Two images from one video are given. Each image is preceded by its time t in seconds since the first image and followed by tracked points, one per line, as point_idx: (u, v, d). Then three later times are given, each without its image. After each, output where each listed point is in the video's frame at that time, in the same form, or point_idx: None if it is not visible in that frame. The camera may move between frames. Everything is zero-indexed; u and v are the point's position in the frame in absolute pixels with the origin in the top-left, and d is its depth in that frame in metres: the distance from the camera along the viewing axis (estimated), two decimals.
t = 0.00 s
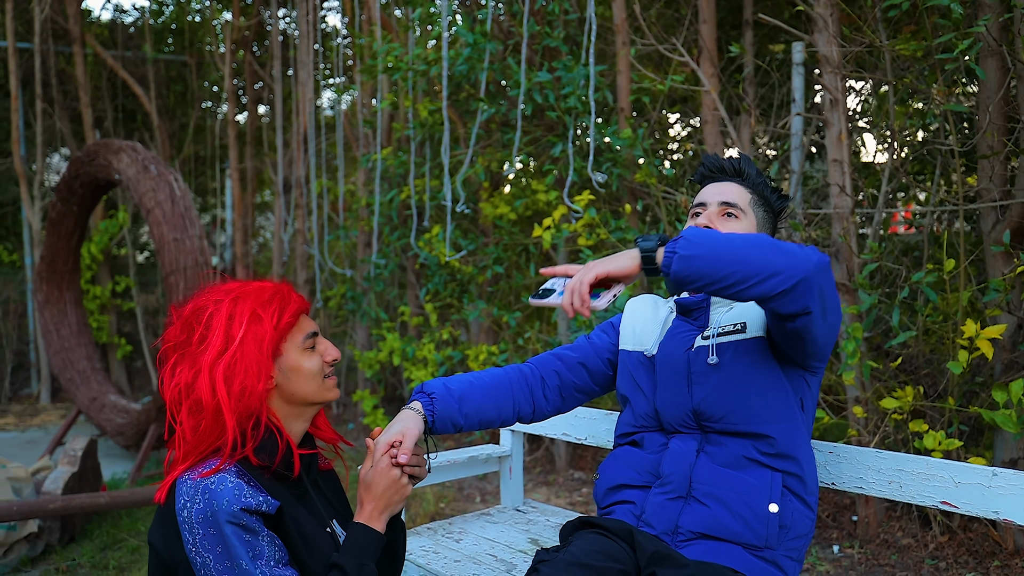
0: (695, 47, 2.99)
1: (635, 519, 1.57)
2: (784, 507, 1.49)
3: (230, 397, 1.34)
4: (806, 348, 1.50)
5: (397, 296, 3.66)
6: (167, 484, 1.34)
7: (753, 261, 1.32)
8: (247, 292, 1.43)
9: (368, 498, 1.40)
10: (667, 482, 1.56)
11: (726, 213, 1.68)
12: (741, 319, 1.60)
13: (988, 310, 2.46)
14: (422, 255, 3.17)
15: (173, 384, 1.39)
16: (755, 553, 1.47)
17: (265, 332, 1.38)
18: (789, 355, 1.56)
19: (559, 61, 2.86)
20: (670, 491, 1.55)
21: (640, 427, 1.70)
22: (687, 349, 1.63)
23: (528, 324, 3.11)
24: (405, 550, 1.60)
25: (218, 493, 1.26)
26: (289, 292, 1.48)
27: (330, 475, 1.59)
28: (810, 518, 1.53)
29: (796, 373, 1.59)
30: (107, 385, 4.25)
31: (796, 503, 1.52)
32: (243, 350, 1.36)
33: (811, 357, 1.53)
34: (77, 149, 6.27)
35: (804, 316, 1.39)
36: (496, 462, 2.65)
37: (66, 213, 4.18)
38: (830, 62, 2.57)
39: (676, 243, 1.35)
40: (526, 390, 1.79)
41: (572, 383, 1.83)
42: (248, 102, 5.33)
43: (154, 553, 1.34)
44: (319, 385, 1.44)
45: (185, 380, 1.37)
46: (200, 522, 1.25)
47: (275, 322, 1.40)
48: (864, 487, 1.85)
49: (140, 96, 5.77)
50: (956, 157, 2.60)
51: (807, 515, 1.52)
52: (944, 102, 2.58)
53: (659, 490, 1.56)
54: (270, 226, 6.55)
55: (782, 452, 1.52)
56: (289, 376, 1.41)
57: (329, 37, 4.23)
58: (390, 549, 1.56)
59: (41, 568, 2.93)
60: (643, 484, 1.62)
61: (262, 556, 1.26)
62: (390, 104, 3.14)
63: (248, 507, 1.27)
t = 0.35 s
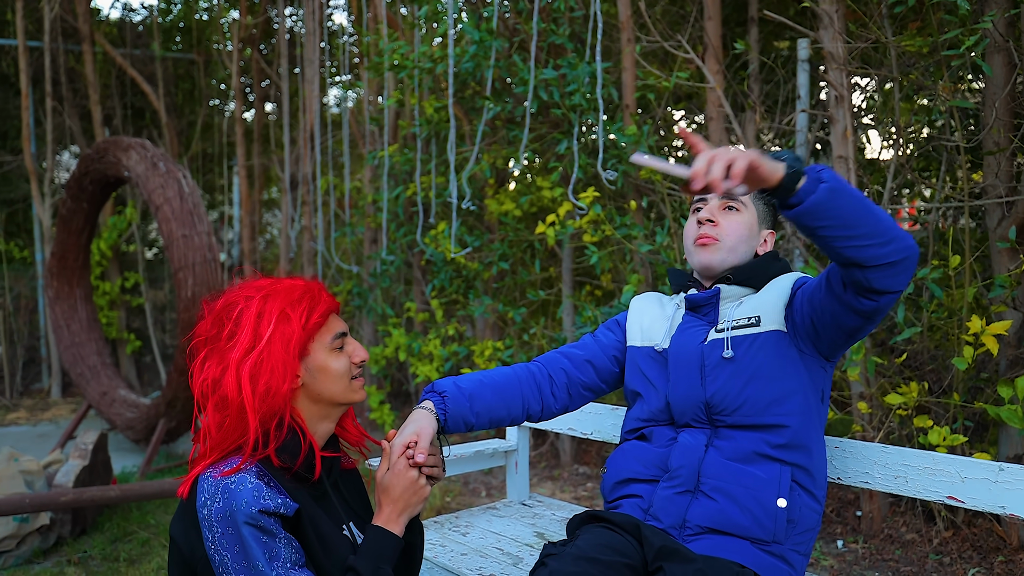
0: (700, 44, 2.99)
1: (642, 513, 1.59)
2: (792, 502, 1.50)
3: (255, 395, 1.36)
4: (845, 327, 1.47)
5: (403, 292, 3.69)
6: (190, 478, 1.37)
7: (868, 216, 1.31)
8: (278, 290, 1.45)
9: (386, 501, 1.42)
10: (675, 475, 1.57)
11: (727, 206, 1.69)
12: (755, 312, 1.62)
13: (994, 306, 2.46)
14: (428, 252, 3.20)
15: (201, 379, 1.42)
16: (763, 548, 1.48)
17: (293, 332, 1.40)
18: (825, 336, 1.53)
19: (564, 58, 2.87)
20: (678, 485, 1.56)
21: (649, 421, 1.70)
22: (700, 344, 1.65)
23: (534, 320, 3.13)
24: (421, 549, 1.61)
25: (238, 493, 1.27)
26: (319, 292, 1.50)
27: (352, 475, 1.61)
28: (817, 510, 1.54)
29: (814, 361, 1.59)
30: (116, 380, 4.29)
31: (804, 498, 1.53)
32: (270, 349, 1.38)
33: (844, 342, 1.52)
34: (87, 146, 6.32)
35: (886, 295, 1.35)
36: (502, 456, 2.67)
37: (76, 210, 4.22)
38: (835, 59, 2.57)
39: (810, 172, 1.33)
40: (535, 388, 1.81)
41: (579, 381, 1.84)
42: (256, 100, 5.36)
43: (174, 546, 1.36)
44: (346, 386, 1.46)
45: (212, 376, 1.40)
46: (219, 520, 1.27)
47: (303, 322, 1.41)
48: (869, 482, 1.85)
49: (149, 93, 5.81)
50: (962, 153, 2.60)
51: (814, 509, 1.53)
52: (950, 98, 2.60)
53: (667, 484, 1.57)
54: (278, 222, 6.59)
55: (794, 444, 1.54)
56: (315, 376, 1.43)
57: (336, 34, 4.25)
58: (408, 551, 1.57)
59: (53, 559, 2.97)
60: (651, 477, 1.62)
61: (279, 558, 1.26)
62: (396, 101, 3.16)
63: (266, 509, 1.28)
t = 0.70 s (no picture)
0: (707, 38, 2.98)
1: (652, 508, 1.59)
2: (805, 500, 1.50)
3: (250, 391, 1.36)
4: (875, 328, 1.47)
5: (409, 287, 3.69)
6: (187, 477, 1.37)
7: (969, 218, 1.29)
8: (272, 285, 1.45)
9: (387, 493, 1.42)
10: (688, 471, 1.56)
11: (740, 205, 1.69)
12: (776, 309, 1.61)
13: (1002, 302, 2.45)
14: (433, 247, 3.20)
15: (196, 375, 1.43)
16: (773, 545, 1.49)
17: (287, 327, 1.40)
18: (851, 335, 1.54)
19: (570, 53, 2.86)
20: (690, 480, 1.56)
21: (660, 415, 1.70)
22: (719, 338, 1.63)
23: (540, 316, 3.13)
24: (422, 541, 1.62)
25: (235, 492, 1.28)
26: (314, 285, 1.49)
27: (350, 465, 1.62)
28: (828, 508, 1.55)
29: (833, 360, 1.60)
30: (123, 374, 4.30)
31: (817, 496, 1.53)
32: (264, 345, 1.38)
33: (866, 344, 1.53)
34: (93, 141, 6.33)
35: (930, 301, 1.34)
36: (508, 451, 2.67)
37: (83, 205, 4.23)
38: (842, 53, 2.56)
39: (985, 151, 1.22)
40: (541, 379, 1.80)
41: (587, 373, 1.84)
42: (262, 95, 5.36)
43: (173, 545, 1.37)
44: (342, 379, 1.46)
45: (206, 371, 1.40)
46: (216, 520, 1.27)
47: (297, 317, 1.41)
48: (876, 477, 1.85)
49: (155, 88, 5.82)
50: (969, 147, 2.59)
51: (824, 506, 1.53)
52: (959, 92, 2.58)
53: (679, 479, 1.57)
54: (283, 218, 6.60)
55: (810, 441, 1.54)
56: (311, 371, 1.43)
57: (341, 29, 4.24)
58: (409, 544, 1.58)
59: (61, 552, 2.99)
60: (663, 472, 1.62)
61: (278, 556, 1.27)
62: (402, 96, 3.16)
63: (264, 508, 1.28)
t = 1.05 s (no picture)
0: (709, 37, 2.98)
1: (655, 507, 1.59)
2: (807, 498, 1.50)
3: (234, 387, 1.36)
4: (865, 310, 1.48)
5: (411, 285, 3.69)
6: (173, 475, 1.37)
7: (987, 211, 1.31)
8: (254, 280, 1.45)
9: (377, 486, 1.42)
10: (690, 470, 1.57)
11: (737, 208, 1.69)
12: (775, 304, 1.61)
13: (1002, 300, 2.45)
14: (435, 244, 3.20)
15: (178, 373, 1.42)
16: (776, 543, 1.49)
17: (271, 321, 1.40)
18: (845, 325, 1.54)
19: (572, 51, 2.86)
20: (692, 479, 1.56)
21: (661, 413, 1.70)
22: (720, 334, 1.63)
23: (541, 314, 3.14)
24: (414, 538, 1.62)
25: (221, 489, 1.27)
26: (296, 281, 1.49)
27: (340, 459, 1.62)
28: (829, 504, 1.54)
29: (831, 352, 1.58)
30: (124, 371, 4.30)
31: (819, 493, 1.53)
32: (248, 340, 1.37)
33: (861, 333, 1.53)
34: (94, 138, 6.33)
35: (920, 275, 1.37)
36: (509, 449, 2.67)
37: (84, 202, 4.23)
38: (843, 51, 2.56)
39: None
40: (541, 377, 1.80)
41: (586, 372, 1.84)
42: (263, 92, 5.36)
43: (162, 545, 1.36)
44: (327, 373, 1.46)
45: (189, 368, 1.39)
46: (204, 518, 1.27)
47: (280, 312, 1.41)
48: (876, 475, 1.85)
49: (156, 85, 5.81)
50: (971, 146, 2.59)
51: (827, 502, 1.53)
52: (960, 91, 2.58)
53: (682, 478, 1.57)
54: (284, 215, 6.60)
55: (810, 436, 1.53)
56: (296, 366, 1.43)
57: (342, 27, 4.24)
58: (400, 537, 1.58)
59: (62, 550, 2.99)
60: (665, 471, 1.63)
61: (266, 552, 1.26)
62: (404, 94, 3.16)
63: (251, 504, 1.27)
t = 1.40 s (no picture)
0: (710, 33, 2.98)
1: (655, 504, 1.59)
2: (806, 494, 1.49)
3: (238, 382, 1.35)
4: (840, 315, 1.48)
5: (412, 282, 3.70)
6: (178, 469, 1.36)
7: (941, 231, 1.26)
8: (255, 278, 1.45)
9: (376, 483, 1.42)
10: (689, 467, 1.56)
11: (738, 196, 1.70)
12: (767, 301, 1.61)
13: (1004, 297, 2.44)
14: (436, 242, 3.21)
15: (182, 371, 1.41)
16: (776, 540, 1.48)
17: (273, 318, 1.40)
18: (827, 326, 1.54)
19: (573, 48, 2.86)
20: (692, 476, 1.56)
21: (660, 412, 1.70)
22: (712, 332, 1.64)
23: (542, 311, 3.14)
24: (415, 536, 1.61)
25: (228, 479, 1.27)
26: (297, 279, 1.50)
27: (343, 457, 1.63)
28: (829, 500, 1.54)
29: (821, 351, 1.58)
30: (126, 369, 4.30)
31: (819, 489, 1.52)
32: (251, 336, 1.37)
33: (842, 333, 1.53)
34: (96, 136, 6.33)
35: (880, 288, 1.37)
36: (510, 446, 2.67)
37: (85, 199, 4.23)
38: (845, 48, 2.56)
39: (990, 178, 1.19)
40: (540, 375, 1.80)
41: (585, 370, 1.84)
42: (265, 90, 5.36)
43: (166, 537, 1.35)
44: (329, 368, 1.46)
45: (193, 366, 1.39)
46: (210, 508, 1.26)
47: (282, 308, 1.41)
48: (878, 473, 1.85)
49: (158, 83, 5.81)
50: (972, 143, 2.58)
51: (827, 498, 1.53)
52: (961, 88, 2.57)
53: (681, 476, 1.57)
54: (286, 213, 6.61)
55: (806, 432, 1.52)
56: (298, 362, 1.43)
57: (344, 24, 4.24)
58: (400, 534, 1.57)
59: (63, 547, 2.99)
60: (664, 469, 1.62)
61: (270, 542, 1.26)
62: (405, 92, 3.16)
63: (257, 494, 1.27)
